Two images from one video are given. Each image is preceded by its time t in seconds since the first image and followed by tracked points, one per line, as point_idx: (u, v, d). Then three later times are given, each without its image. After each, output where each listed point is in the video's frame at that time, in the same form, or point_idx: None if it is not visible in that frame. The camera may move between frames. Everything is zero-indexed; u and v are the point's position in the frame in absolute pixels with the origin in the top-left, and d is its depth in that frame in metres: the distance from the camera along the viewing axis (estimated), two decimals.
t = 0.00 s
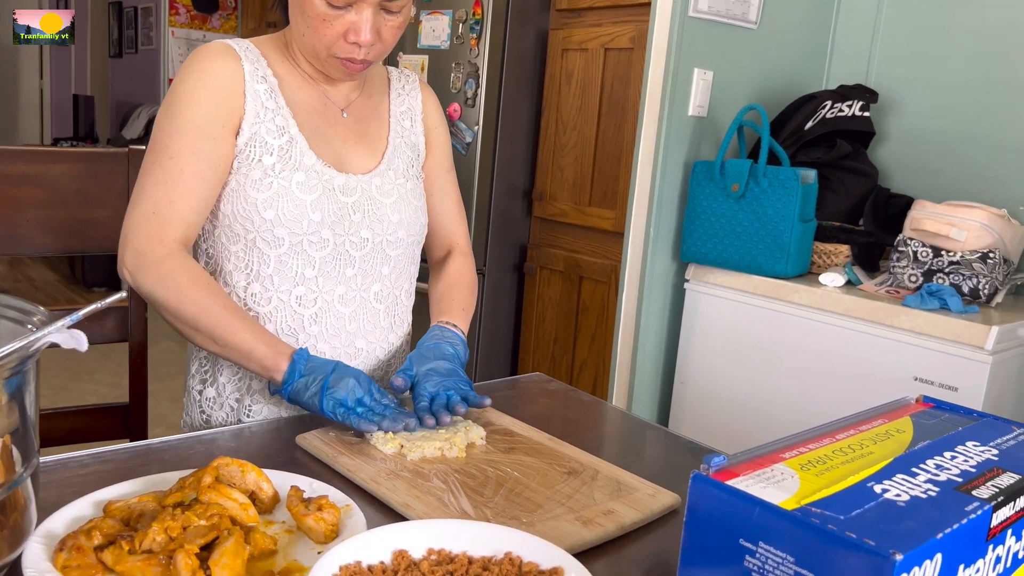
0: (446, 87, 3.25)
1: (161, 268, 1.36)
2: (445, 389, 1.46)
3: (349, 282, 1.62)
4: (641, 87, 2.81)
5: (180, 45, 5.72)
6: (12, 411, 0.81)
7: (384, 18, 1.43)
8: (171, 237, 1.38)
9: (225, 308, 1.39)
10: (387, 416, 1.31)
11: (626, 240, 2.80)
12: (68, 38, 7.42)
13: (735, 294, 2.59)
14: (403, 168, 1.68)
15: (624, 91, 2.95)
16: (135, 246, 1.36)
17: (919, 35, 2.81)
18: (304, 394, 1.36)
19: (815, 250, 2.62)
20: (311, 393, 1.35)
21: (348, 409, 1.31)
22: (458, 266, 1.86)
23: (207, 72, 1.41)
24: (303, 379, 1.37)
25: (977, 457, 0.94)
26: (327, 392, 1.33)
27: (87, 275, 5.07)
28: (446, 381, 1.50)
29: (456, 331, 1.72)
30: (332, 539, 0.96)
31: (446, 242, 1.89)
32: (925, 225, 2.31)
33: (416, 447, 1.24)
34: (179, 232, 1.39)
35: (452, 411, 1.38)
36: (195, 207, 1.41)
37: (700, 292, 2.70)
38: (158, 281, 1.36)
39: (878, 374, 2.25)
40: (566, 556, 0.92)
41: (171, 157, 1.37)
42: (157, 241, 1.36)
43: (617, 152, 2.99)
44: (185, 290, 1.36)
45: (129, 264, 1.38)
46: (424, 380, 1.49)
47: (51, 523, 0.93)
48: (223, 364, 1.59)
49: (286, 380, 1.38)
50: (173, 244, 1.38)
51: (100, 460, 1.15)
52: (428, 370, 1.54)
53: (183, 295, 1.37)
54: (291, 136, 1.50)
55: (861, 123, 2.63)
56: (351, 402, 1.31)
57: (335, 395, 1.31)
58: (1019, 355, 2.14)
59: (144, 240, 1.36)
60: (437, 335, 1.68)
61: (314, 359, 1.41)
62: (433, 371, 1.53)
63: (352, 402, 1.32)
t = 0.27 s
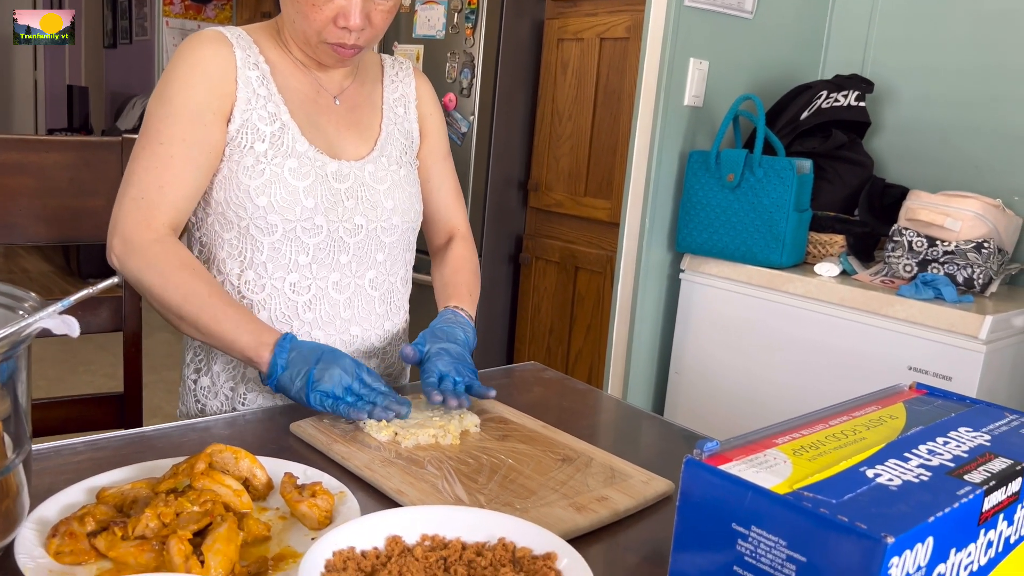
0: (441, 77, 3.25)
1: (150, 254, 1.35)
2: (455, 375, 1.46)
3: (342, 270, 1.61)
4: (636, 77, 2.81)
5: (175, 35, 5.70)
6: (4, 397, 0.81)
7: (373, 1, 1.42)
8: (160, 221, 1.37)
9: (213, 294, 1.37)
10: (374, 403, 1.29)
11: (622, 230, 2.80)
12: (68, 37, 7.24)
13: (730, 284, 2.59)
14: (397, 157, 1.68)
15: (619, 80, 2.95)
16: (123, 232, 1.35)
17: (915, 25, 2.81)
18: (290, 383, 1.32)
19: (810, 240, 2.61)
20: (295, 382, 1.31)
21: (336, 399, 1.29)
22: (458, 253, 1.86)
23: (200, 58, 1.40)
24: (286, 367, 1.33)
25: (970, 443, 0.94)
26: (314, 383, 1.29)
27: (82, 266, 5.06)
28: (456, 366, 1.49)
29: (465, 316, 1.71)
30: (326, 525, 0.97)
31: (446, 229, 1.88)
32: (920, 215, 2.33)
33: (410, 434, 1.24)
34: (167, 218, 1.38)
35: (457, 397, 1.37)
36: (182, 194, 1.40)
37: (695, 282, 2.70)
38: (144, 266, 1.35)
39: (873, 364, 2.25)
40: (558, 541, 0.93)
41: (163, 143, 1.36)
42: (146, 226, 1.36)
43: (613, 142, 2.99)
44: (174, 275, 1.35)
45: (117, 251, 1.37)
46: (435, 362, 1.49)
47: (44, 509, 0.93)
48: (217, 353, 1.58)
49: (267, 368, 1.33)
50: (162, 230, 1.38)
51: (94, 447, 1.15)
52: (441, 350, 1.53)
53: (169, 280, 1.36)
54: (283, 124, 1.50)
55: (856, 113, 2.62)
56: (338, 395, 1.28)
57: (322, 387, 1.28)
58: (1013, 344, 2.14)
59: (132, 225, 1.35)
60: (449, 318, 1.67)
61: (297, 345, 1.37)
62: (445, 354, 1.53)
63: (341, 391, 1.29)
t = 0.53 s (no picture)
0: (438, 67, 3.24)
1: (172, 250, 1.34)
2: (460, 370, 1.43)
3: (339, 262, 1.61)
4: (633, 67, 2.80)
5: (169, 25, 5.69)
6: None
7: None
8: (181, 217, 1.36)
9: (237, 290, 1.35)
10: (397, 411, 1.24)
11: (619, 220, 2.80)
12: (67, 36, 7.18)
13: (727, 275, 2.59)
14: (395, 148, 1.67)
15: (616, 70, 2.94)
16: (145, 229, 1.35)
17: (913, 14, 2.80)
18: (314, 382, 1.29)
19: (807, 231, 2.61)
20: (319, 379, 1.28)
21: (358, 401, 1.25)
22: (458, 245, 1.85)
23: (201, 47, 1.40)
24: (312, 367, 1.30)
25: (966, 430, 0.94)
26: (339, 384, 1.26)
27: (78, 257, 5.05)
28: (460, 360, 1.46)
29: (464, 311, 1.70)
30: (322, 514, 0.97)
31: (448, 222, 1.86)
32: (917, 206, 2.33)
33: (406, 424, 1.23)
34: (186, 213, 1.38)
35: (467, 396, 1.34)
36: (199, 186, 1.39)
37: (692, 272, 2.70)
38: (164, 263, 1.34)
39: (869, 354, 2.26)
40: (553, 529, 0.93)
41: (174, 136, 1.35)
42: (166, 223, 1.35)
43: (610, 133, 2.98)
44: (190, 270, 1.34)
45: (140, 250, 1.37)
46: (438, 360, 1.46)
47: (39, 498, 0.93)
48: (213, 342, 1.58)
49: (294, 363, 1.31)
50: (183, 226, 1.36)
51: (89, 437, 1.15)
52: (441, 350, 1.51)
53: (193, 278, 1.34)
54: (282, 115, 1.49)
55: (854, 103, 2.62)
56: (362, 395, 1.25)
57: (347, 388, 1.25)
58: (1008, 334, 2.15)
59: (153, 223, 1.35)
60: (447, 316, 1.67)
61: (327, 346, 1.35)
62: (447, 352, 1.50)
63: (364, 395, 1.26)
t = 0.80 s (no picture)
0: (435, 57, 3.22)
1: (159, 239, 1.33)
2: (460, 357, 1.41)
3: (338, 253, 1.60)
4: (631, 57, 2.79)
5: (164, 16, 5.66)
6: None
7: None
8: (168, 206, 1.35)
9: (225, 276, 1.35)
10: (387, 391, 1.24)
11: (616, 211, 2.80)
12: (66, 36, 6.97)
13: (724, 265, 2.59)
14: (395, 139, 1.66)
15: (614, 60, 2.93)
16: (132, 217, 1.34)
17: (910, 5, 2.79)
18: (303, 366, 1.27)
19: (804, 221, 2.61)
20: (308, 365, 1.27)
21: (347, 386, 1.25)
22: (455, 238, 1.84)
23: (196, 37, 1.38)
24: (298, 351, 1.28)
25: (962, 419, 0.94)
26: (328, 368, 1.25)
27: (73, 249, 5.03)
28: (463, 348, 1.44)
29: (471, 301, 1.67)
30: (319, 503, 0.97)
31: (447, 214, 1.86)
32: (913, 198, 2.33)
33: (403, 414, 1.23)
34: (175, 202, 1.37)
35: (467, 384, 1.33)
36: (192, 177, 1.39)
37: (689, 264, 2.69)
38: (154, 251, 1.33)
39: (865, 345, 2.26)
40: (550, 518, 0.93)
41: (166, 125, 1.34)
42: (154, 211, 1.34)
43: (607, 123, 2.97)
44: (183, 258, 1.33)
45: (128, 238, 1.36)
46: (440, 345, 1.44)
47: (34, 488, 0.92)
48: (211, 335, 1.58)
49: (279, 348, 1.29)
50: (171, 214, 1.36)
51: (85, 427, 1.14)
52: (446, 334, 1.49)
53: (182, 266, 1.33)
54: (281, 105, 1.48)
55: (851, 94, 2.61)
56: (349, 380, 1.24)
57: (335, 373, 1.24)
58: (1004, 325, 2.15)
59: (140, 211, 1.34)
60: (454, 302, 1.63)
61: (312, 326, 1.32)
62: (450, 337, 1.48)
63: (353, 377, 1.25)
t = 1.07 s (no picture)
0: (432, 47, 3.22)
1: (132, 220, 1.32)
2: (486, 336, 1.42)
3: (333, 242, 1.60)
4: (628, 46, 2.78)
5: (160, 6, 5.62)
6: None
7: None
8: (146, 188, 1.34)
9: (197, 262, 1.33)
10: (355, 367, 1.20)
11: (613, 201, 2.79)
12: (66, 36, 6.76)
13: (721, 255, 2.59)
14: (390, 129, 1.66)
15: (610, 50, 2.92)
16: (109, 198, 1.33)
17: None
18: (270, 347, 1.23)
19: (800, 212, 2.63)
20: (273, 349, 1.23)
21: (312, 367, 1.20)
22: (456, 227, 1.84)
23: (190, 23, 1.38)
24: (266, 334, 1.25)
25: (957, 407, 0.94)
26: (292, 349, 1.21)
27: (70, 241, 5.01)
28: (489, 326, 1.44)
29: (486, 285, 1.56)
30: (315, 492, 0.97)
31: (445, 204, 1.86)
32: (911, 185, 2.33)
33: (400, 403, 1.23)
34: (152, 184, 1.35)
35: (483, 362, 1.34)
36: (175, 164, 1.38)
37: (685, 254, 2.70)
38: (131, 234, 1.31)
39: (861, 335, 2.27)
40: (546, 505, 0.94)
41: (150, 108, 1.33)
42: (131, 192, 1.33)
43: (604, 113, 2.97)
44: (160, 242, 1.31)
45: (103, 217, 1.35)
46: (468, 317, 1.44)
47: (30, 477, 0.92)
48: (205, 324, 1.58)
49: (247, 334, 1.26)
50: (146, 196, 1.34)
51: (82, 416, 1.14)
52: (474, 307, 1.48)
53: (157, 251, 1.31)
54: (274, 93, 1.48)
55: (848, 84, 2.61)
56: (312, 363, 1.18)
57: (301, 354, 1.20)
58: (1000, 314, 2.16)
59: (118, 191, 1.32)
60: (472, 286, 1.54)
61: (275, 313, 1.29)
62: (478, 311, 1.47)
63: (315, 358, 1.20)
